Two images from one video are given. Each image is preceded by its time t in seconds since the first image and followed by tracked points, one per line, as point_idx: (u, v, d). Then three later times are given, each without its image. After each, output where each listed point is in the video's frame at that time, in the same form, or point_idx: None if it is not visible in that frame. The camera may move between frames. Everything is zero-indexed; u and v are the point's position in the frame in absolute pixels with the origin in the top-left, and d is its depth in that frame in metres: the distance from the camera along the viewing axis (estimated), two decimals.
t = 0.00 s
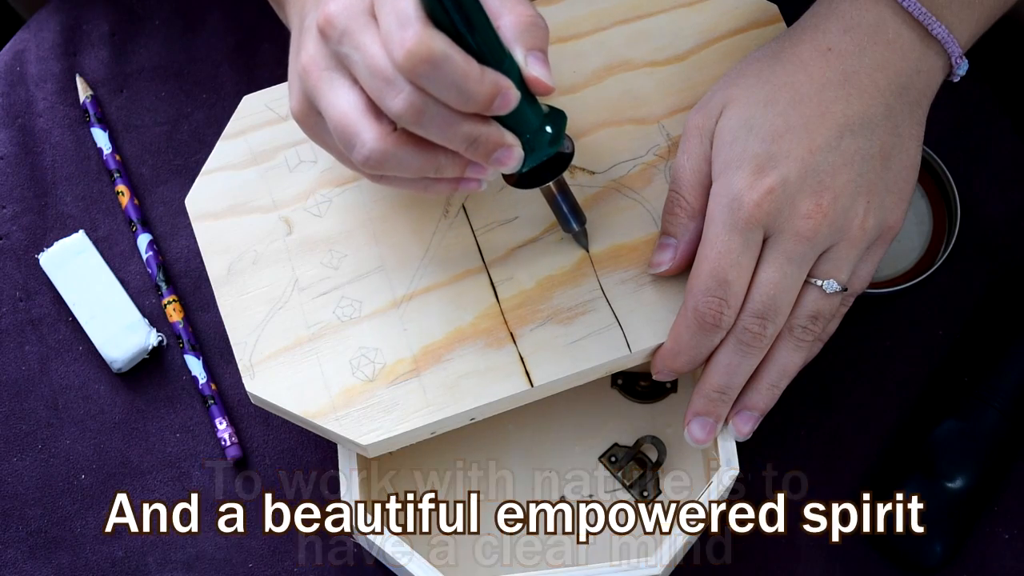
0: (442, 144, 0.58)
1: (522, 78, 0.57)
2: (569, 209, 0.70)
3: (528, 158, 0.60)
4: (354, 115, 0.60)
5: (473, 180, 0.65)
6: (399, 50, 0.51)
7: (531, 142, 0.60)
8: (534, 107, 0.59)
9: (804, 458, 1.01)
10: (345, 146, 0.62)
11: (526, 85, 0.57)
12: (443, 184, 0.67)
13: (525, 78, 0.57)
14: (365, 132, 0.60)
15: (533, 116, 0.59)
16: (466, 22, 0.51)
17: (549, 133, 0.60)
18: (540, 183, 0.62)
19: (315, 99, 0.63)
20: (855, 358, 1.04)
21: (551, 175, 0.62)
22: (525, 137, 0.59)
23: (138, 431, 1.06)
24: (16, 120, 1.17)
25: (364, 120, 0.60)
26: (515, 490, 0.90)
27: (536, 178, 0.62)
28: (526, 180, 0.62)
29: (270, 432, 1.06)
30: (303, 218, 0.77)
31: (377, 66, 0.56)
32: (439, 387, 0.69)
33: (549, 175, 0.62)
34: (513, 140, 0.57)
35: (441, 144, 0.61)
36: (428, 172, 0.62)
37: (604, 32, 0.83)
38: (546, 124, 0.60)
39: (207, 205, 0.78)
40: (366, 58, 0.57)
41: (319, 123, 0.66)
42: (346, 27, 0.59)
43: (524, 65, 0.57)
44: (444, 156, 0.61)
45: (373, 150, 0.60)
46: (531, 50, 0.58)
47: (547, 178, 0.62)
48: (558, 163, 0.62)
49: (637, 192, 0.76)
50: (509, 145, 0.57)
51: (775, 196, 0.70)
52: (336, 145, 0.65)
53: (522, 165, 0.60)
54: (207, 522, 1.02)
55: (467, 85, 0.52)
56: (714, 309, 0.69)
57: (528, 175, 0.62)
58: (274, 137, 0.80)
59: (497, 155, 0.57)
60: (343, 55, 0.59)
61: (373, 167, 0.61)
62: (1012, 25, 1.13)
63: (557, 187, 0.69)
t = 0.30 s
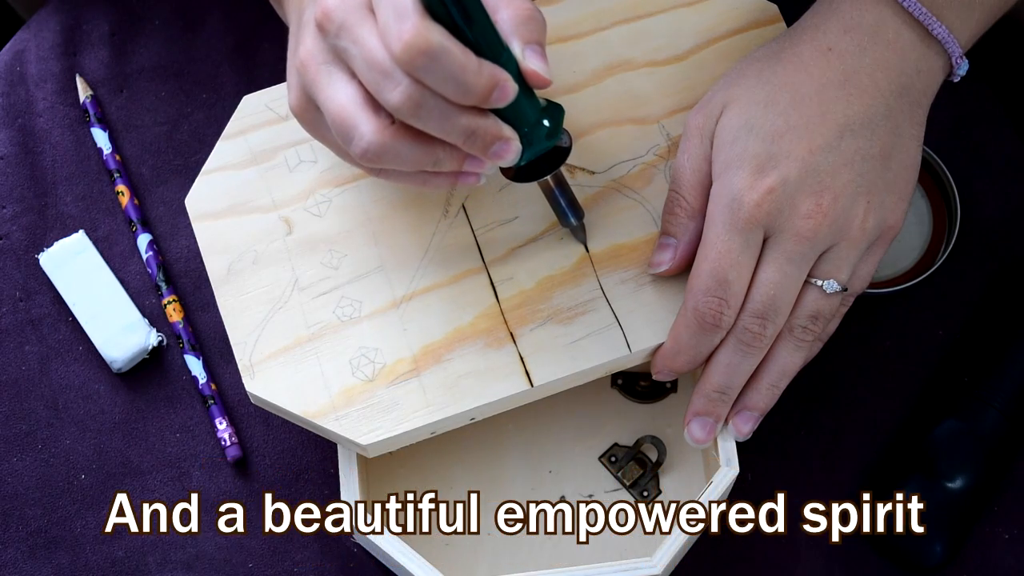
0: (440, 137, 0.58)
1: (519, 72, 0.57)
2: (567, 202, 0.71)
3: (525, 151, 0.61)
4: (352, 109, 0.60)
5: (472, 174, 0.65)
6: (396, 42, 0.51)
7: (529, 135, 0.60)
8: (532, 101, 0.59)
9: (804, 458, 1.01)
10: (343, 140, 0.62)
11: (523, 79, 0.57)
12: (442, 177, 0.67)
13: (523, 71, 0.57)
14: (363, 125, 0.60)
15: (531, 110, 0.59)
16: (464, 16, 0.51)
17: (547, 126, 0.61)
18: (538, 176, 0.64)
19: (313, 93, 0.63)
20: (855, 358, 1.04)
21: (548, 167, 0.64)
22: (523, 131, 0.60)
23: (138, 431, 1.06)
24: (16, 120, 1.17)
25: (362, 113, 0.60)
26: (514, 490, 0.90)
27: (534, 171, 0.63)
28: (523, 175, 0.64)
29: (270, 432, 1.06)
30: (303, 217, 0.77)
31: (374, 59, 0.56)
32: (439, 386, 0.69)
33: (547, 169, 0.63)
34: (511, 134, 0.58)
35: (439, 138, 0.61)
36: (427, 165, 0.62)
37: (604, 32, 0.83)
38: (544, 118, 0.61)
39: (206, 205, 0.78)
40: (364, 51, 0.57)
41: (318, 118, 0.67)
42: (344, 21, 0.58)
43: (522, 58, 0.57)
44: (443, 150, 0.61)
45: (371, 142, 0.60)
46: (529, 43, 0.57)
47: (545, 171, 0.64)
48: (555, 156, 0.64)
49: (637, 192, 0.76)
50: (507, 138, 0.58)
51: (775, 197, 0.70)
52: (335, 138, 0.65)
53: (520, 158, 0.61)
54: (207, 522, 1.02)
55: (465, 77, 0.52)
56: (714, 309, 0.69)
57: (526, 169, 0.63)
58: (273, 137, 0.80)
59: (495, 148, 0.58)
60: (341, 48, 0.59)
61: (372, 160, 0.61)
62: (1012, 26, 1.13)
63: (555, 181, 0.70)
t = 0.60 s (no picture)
0: (440, 129, 0.58)
1: (519, 64, 0.57)
2: (566, 198, 0.71)
3: (524, 145, 0.61)
4: (353, 100, 0.60)
5: (471, 169, 0.66)
6: (398, 33, 0.52)
7: (528, 129, 0.60)
8: (532, 94, 0.59)
9: (804, 458, 1.01)
10: (343, 132, 0.62)
11: (524, 72, 0.58)
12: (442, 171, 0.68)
13: (523, 65, 0.57)
14: (364, 116, 0.60)
15: (531, 104, 0.59)
16: (465, 7, 0.52)
17: (546, 121, 0.60)
18: (538, 171, 0.64)
19: (313, 85, 0.63)
20: (855, 358, 1.04)
21: (549, 163, 0.64)
22: (523, 124, 0.59)
23: (138, 431, 1.06)
24: (16, 120, 1.17)
25: (363, 105, 0.60)
26: (514, 490, 0.90)
27: (534, 166, 0.64)
28: (522, 169, 0.64)
29: (270, 432, 1.06)
30: (303, 217, 0.77)
31: (375, 49, 0.56)
32: (439, 386, 0.69)
33: (546, 164, 0.64)
34: (511, 127, 0.58)
35: (439, 130, 0.61)
36: (427, 157, 0.62)
37: (604, 32, 0.83)
38: (544, 112, 0.60)
39: (206, 205, 0.78)
40: (365, 43, 0.56)
41: (318, 111, 0.67)
42: (344, 13, 0.58)
43: (522, 51, 0.57)
44: (443, 142, 0.61)
45: (372, 134, 0.60)
46: (528, 36, 0.58)
47: (545, 167, 0.64)
48: (555, 151, 0.64)
49: (637, 192, 0.76)
50: (507, 131, 0.57)
51: (775, 196, 0.70)
52: (335, 130, 0.65)
53: (519, 152, 0.60)
54: (207, 522, 1.02)
55: (465, 68, 0.52)
56: (714, 309, 0.69)
57: (526, 163, 0.64)
58: (273, 137, 0.80)
59: (495, 140, 0.58)
60: (341, 40, 0.59)
61: (372, 151, 0.61)
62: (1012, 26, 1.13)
63: (555, 176, 0.70)
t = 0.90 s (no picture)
0: (441, 115, 0.58)
1: (521, 51, 0.58)
2: (563, 189, 0.71)
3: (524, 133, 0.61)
4: (353, 86, 0.60)
5: (471, 157, 0.67)
6: (400, 17, 0.52)
7: (527, 116, 0.60)
8: (533, 83, 0.60)
9: (803, 458, 1.01)
10: (344, 119, 0.62)
11: (525, 59, 0.59)
12: (441, 161, 0.68)
13: (524, 53, 0.58)
14: (365, 102, 0.60)
15: (532, 92, 0.60)
16: None
17: (546, 109, 0.61)
18: (534, 161, 0.65)
19: (313, 72, 0.63)
20: (855, 358, 1.04)
21: (544, 155, 0.65)
22: (523, 112, 0.60)
23: (138, 431, 1.06)
24: (16, 120, 1.17)
25: (364, 91, 0.60)
26: (514, 491, 0.90)
27: (530, 155, 0.64)
28: (520, 158, 0.65)
29: (270, 432, 1.06)
30: (303, 217, 0.77)
31: (377, 34, 0.56)
32: (439, 386, 0.69)
33: (543, 155, 0.64)
34: (511, 114, 0.58)
35: (440, 117, 0.61)
36: (427, 144, 0.62)
37: (604, 32, 0.83)
38: (544, 101, 0.61)
39: (206, 205, 0.78)
40: (367, 28, 0.56)
41: (318, 99, 0.67)
42: None
43: (524, 38, 0.58)
44: (443, 129, 0.61)
45: (372, 120, 0.60)
46: (530, 25, 0.60)
47: (541, 158, 0.65)
48: (552, 142, 0.64)
49: (638, 192, 0.76)
50: (507, 118, 0.58)
51: (775, 196, 0.70)
52: (336, 118, 0.65)
53: (519, 139, 0.61)
54: (207, 522, 1.02)
55: (468, 53, 0.52)
56: (714, 309, 0.69)
57: (525, 151, 0.64)
58: (273, 138, 0.80)
59: (495, 127, 0.58)
60: (343, 27, 0.59)
61: (372, 138, 0.61)
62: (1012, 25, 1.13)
63: (553, 166, 0.69)
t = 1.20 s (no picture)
0: (438, 103, 0.58)
1: (518, 39, 0.59)
2: (559, 175, 0.71)
3: (519, 120, 0.61)
4: (350, 74, 0.61)
5: (468, 145, 0.67)
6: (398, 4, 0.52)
7: (522, 104, 0.60)
8: (528, 70, 0.59)
9: (803, 458, 1.01)
10: (341, 107, 0.63)
11: (521, 47, 0.59)
12: (438, 149, 0.68)
13: (521, 40, 0.59)
14: (362, 90, 0.60)
15: (528, 80, 0.59)
16: None
17: (541, 97, 0.61)
18: (532, 148, 0.66)
19: (311, 61, 0.64)
20: (855, 358, 1.04)
21: (541, 141, 0.66)
22: (518, 100, 0.60)
23: (138, 431, 1.06)
24: (16, 120, 1.17)
25: (361, 79, 0.61)
26: (514, 491, 0.90)
27: (526, 143, 0.65)
28: (516, 145, 0.66)
29: (270, 432, 1.06)
30: (303, 217, 0.77)
31: (374, 21, 0.56)
32: (439, 386, 0.69)
33: (539, 142, 0.65)
34: (508, 102, 0.58)
35: (435, 104, 0.61)
36: (423, 132, 0.62)
37: (604, 32, 0.83)
38: (540, 89, 0.61)
39: (206, 205, 0.78)
40: (363, 16, 0.57)
41: (315, 88, 0.67)
42: None
43: (521, 26, 0.59)
44: (439, 117, 0.62)
45: (368, 108, 0.60)
46: (526, 13, 0.61)
47: (538, 145, 0.65)
48: (549, 129, 0.65)
49: (638, 192, 0.76)
50: (503, 107, 0.58)
51: (775, 197, 0.70)
52: (333, 106, 0.66)
53: (514, 128, 0.61)
54: (207, 522, 1.02)
55: (465, 41, 0.53)
56: (715, 309, 0.69)
57: (520, 139, 0.65)
58: (274, 138, 0.80)
59: (491, 115, 0.58)
60: (339, 15, 0.59)
61: (369, 126, 0.62)
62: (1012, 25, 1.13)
63: (549, 152, 0.70)
